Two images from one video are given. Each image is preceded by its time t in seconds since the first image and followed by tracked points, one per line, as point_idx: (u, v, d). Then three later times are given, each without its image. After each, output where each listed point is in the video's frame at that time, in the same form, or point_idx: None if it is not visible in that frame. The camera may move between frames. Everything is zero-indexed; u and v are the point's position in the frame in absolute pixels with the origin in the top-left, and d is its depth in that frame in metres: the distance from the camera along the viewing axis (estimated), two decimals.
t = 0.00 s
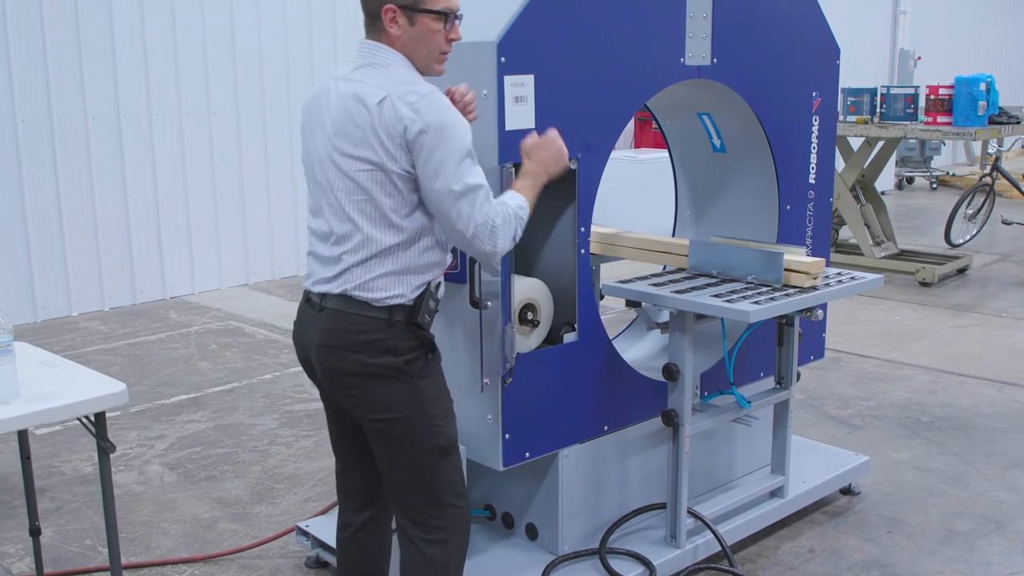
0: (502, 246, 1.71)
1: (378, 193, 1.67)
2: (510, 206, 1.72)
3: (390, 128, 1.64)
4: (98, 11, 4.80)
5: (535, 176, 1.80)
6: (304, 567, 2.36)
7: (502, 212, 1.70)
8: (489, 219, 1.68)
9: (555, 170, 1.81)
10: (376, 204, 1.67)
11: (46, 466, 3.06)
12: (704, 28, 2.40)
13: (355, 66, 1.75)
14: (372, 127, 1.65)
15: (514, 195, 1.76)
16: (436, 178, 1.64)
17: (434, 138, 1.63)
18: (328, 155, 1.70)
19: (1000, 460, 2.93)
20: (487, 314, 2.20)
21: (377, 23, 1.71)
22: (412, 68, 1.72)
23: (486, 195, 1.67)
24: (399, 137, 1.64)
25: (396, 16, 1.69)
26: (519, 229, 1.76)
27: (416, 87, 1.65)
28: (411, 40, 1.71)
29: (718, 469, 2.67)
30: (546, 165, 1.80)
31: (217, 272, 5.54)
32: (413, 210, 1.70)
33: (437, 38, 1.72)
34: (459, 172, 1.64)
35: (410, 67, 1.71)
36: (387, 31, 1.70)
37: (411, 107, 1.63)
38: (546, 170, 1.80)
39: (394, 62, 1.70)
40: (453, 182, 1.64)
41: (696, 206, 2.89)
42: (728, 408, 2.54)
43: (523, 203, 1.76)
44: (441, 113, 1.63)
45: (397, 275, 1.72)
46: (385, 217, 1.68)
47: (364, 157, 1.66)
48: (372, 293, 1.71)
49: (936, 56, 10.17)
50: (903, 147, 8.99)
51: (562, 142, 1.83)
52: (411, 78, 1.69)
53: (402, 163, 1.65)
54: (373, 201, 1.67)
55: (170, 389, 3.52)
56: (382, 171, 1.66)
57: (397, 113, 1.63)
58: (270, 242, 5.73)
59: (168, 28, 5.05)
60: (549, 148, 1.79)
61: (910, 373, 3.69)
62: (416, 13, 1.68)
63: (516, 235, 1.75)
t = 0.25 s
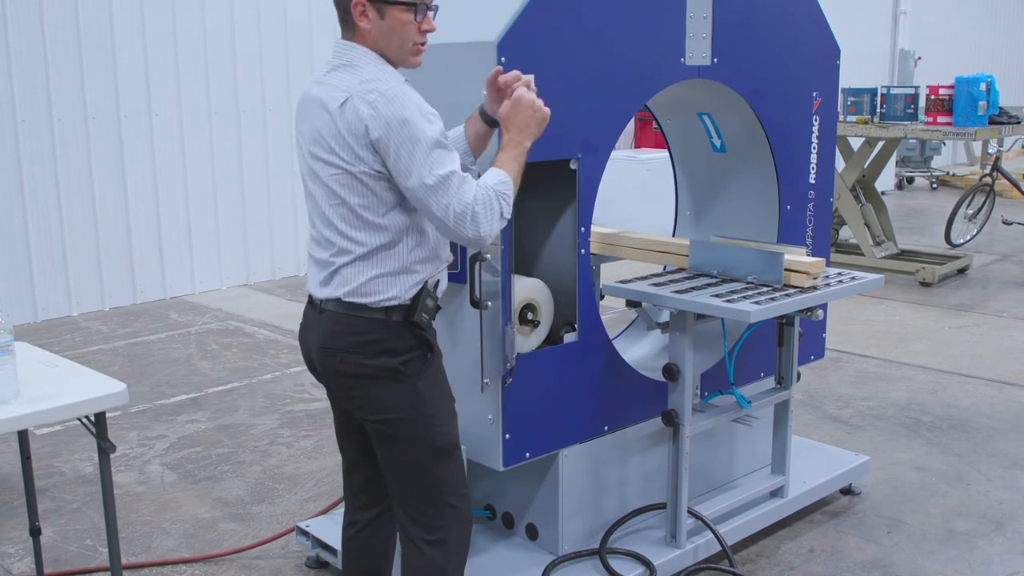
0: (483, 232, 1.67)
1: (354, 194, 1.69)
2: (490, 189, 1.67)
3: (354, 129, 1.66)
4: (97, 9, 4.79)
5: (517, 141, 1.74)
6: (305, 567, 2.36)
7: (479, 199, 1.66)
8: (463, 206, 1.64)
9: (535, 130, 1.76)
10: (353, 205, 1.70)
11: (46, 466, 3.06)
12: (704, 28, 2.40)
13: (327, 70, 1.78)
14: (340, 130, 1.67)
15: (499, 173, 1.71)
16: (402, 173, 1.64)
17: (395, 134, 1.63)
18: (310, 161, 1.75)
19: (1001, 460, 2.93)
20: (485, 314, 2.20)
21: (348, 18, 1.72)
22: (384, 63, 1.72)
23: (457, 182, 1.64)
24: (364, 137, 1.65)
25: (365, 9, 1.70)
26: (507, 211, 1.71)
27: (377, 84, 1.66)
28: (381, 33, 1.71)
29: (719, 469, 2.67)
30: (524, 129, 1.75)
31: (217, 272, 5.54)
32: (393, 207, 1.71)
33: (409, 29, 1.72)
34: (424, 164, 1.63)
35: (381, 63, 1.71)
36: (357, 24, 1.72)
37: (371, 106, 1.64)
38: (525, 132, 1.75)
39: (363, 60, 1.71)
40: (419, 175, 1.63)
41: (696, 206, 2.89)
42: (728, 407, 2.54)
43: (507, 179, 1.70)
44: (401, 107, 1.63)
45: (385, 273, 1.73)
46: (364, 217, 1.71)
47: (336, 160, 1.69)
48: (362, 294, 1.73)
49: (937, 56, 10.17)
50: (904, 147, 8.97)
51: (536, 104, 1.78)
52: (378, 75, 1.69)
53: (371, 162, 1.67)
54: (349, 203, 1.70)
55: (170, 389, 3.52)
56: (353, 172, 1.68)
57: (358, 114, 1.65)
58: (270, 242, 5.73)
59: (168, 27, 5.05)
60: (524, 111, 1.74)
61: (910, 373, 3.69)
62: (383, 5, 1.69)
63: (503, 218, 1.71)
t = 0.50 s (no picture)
0: (450, 236, 1.62)
1: (339, 196, 1.72)
2: (460, 192, 1.62)
3: (334, 132, 1.68)
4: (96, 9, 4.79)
5: (507, 145, 1.71)
6: (304, 566, 2.36)
7: (449, 202, 1.61)
8: (429, 209, 1.60)
9: (529, 136, 1.72)
10: (339, 206, 1.73)
11: (45, 465, 3.06)
12: (704, 27, 2.40)
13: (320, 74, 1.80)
14: (323, 133, 1.70)
15: (477, 177, 1.67)
16: (375, 176, 1.64)
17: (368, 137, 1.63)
18: (304, 163, 1.78)
19: (1002, 460, 2.93)
20: (484, 314, 2.20)
21: (342, 16, 1.73)
22: (372, 63, 1.72)
23: (426, 185, 1.61)
24: (343, 140, 1.67)
25: (358, 7, 1.70)
26: (482, 216, 1.66)
27: (356, 86, 1.66)
28: (375, 31, 1.72)
29: (718, 469, 2.67)
30: (518, 134, 1.71)
31: (217, 272, 5.53)
32: (376, 209, 1.72)
33: (402, 28, 1.72)
34: (393, 167, 1.61)
35: (370, 63, 1.72)
36: (351, 22, 1.72)
37: (348, 109, 1.65)
38: (517, 138, 1.71)
39: (351, 62, 1.72)
40: (387, 177, 1.62)
41: (696, 205, 2.89)
42: (728, 407, 2.54)
43: (485, 184, 1.66)
44: (375, 110, 1.63)
45: (373, 274, 1.75)
46: (350, 218, 1.73)
47: (322, 163, 1.72)
48: (353, 294, 1.76)
49: (937, 56, 10.17)
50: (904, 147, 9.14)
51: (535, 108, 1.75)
52: (362, 76, 1.70)
53: (352, 164, 1.68)
54: (336, 206, 1.73)
55: (170, 388, 3.52)
56: (337, 175, 1.70)
57: (337, 117, 1.66)
58: (270, 241, 5.73)
59: (168, 27, 5.05)
60: (520, 114, 1.72)
61: (911, 372, 3.69)
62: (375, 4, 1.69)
63: (477, 222, 1.66)
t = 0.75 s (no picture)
0: (381, 236, 1.57)
1: (325, 196, 1.75)
2: (396, 190, 1.56)
3: (318, 133, 1.70)
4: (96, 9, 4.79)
5: (469, 142, 1.62)
6: (304, 566, 2.36)
7: (383, 202, 1.55)
8: (367, 208, 1.56)
9: (493, 133, 1.64)
10: (328, 206, 1.75)
11: (45, 465, 3.06)
12: (703, 27, 2.40)
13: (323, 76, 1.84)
14: (310, 134, 1.73)
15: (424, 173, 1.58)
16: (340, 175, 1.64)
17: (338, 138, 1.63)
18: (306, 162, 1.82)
19: (1002, 460, 2.93)
20: (484, 314, 2.20)
21: (343, 14, 1.73)
22: (372, 65, 1.75)
23: (365, 183, 1.57)
24: (324, 140, 1.69)
25: (359, 6, 1.71)
26: (419, 215, 1.57)
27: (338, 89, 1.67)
28: (376, 29, 1.72)
29: (718, 469, 2.66)
30: (483, 132, 1.63)
31: (216, 272, 5.53)
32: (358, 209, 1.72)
33: (404, 26, 1.72)
34: (349, 166, 1.60)
35: (368, 64, 1.74)
36: (352, 21, 1.73)
37: (327, 110, 1.67)
38: (481, 134, 1.63)
39: (348, 65, 1.75)
40: (343, 177, 1.61)
41: (696, 205, 2.89)
42: (728, 407, 2.54)
43: (427, 180, 1.57)
44: (347, 111, 1.63)
45: (360, 275, 1.76)
46: (336, 218, 1.75)
47: (312, 163, 1.75)
48: (346, 291, 1.79)
49: (937, 55, 10.17)
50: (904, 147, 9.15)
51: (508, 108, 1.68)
52: (352, 80, 1.72)
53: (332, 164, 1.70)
54: (326, 206, 1.76)
55: (169, 388, 3.52)
56: (323, 174, 1.73)
57: (319, 118, 1.69)
58: (270, 241, 5.73)
59: (168, 26, 5.05)
60: (489, 112, 1.65)
61: (911, 372, 3.69)
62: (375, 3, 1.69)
63: (412, 222, 1.57)
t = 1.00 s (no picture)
0: (342, 224, 1.56)
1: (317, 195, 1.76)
2: (356, 176, 1.55)
3: (308, 131, 1.72)
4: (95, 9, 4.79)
5: (428, 121, 1.58)
6: (304, 566, 2.36)
7: (345, 192, 1.55)
8: (333, 198, 1.56)
9: (449, 110, 1.59)
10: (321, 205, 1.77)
11: (44, 465, 3.05)
12: (703, 27, 2.40)
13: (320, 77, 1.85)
14: (301, 133, 1.75)
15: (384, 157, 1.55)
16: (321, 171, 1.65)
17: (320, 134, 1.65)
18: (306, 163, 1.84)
19: (1002, 460, 2.93)
20: (484, 314, 2.20)
21: (345, 13, 1.74)
22: (370, 65, 1.76)
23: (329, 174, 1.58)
24: (312, 138, 1.71)
25: (359, 5, 1.71)
26: (378, 198, 1.54)
27: (325, 86, 1.69)
28: (375, 28, 1.72)
29: (718, 469, 2.67)
30: (441, 110, 1.59)
31: (216, 272, 5.53)
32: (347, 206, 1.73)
33: (404, 24, 1.72)
34: (326, 159, 1.62)
35: (365, 64, 1.76)
36: (353, 20, 1.73)
37: (314, 108, 1.69)
38: (440, 112, 1.59)
39: (344, 64, 1.75)
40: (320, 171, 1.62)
41: (696, 205, 2.89)
42: (727, 407, 2.54)
43: (386, 163, 1.54)
44: (330, 107, 1.64)
45: (353, 274, 1.76)
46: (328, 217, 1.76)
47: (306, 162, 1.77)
48: (341, 290, 1.79)
49: (936, 55, 10.17)
50: (904, 147, 9.12)
51: (468, 85, 1.64)
52: (343, 78, 1.73)
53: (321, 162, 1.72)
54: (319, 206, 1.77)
55: (169, 388, 3.52)
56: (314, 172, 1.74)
57: (308, 116, 1.71)
58: (269, 241, 5.73)
59: (167, 27, 5.04)
60: (448, 90, 1.62)
61: (910, 372, 3.69)
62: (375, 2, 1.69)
63: (371, 205, 1.54)
